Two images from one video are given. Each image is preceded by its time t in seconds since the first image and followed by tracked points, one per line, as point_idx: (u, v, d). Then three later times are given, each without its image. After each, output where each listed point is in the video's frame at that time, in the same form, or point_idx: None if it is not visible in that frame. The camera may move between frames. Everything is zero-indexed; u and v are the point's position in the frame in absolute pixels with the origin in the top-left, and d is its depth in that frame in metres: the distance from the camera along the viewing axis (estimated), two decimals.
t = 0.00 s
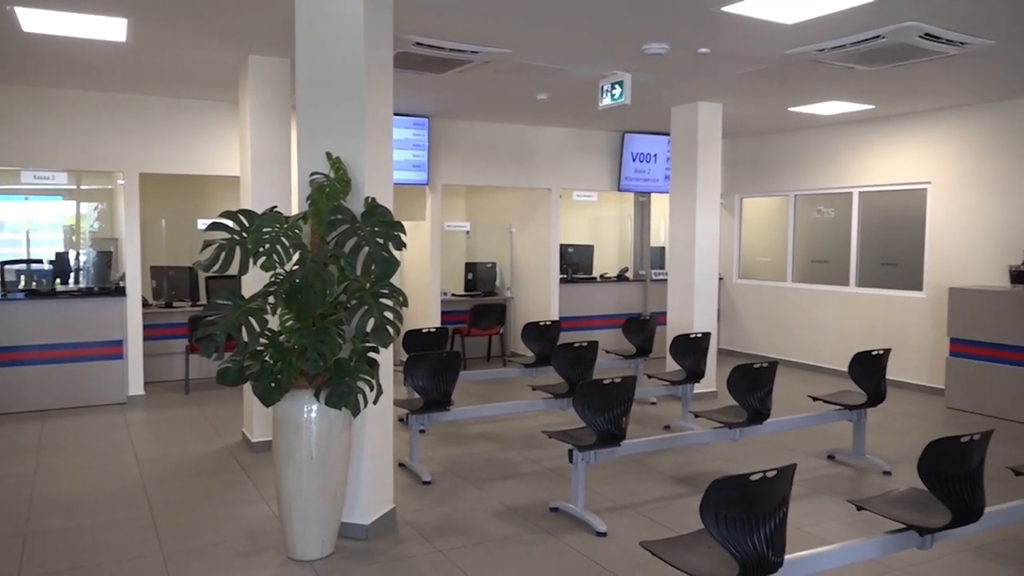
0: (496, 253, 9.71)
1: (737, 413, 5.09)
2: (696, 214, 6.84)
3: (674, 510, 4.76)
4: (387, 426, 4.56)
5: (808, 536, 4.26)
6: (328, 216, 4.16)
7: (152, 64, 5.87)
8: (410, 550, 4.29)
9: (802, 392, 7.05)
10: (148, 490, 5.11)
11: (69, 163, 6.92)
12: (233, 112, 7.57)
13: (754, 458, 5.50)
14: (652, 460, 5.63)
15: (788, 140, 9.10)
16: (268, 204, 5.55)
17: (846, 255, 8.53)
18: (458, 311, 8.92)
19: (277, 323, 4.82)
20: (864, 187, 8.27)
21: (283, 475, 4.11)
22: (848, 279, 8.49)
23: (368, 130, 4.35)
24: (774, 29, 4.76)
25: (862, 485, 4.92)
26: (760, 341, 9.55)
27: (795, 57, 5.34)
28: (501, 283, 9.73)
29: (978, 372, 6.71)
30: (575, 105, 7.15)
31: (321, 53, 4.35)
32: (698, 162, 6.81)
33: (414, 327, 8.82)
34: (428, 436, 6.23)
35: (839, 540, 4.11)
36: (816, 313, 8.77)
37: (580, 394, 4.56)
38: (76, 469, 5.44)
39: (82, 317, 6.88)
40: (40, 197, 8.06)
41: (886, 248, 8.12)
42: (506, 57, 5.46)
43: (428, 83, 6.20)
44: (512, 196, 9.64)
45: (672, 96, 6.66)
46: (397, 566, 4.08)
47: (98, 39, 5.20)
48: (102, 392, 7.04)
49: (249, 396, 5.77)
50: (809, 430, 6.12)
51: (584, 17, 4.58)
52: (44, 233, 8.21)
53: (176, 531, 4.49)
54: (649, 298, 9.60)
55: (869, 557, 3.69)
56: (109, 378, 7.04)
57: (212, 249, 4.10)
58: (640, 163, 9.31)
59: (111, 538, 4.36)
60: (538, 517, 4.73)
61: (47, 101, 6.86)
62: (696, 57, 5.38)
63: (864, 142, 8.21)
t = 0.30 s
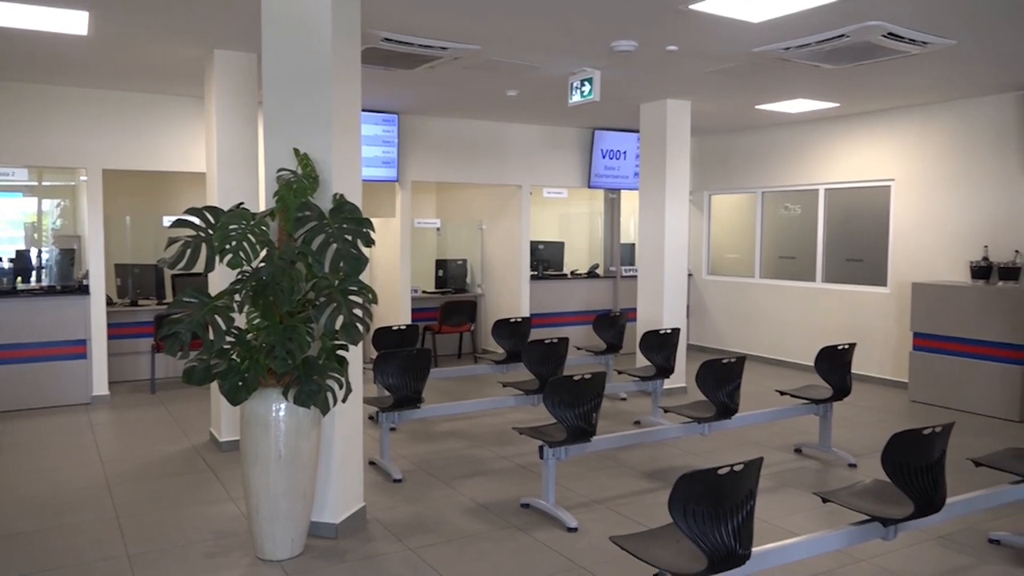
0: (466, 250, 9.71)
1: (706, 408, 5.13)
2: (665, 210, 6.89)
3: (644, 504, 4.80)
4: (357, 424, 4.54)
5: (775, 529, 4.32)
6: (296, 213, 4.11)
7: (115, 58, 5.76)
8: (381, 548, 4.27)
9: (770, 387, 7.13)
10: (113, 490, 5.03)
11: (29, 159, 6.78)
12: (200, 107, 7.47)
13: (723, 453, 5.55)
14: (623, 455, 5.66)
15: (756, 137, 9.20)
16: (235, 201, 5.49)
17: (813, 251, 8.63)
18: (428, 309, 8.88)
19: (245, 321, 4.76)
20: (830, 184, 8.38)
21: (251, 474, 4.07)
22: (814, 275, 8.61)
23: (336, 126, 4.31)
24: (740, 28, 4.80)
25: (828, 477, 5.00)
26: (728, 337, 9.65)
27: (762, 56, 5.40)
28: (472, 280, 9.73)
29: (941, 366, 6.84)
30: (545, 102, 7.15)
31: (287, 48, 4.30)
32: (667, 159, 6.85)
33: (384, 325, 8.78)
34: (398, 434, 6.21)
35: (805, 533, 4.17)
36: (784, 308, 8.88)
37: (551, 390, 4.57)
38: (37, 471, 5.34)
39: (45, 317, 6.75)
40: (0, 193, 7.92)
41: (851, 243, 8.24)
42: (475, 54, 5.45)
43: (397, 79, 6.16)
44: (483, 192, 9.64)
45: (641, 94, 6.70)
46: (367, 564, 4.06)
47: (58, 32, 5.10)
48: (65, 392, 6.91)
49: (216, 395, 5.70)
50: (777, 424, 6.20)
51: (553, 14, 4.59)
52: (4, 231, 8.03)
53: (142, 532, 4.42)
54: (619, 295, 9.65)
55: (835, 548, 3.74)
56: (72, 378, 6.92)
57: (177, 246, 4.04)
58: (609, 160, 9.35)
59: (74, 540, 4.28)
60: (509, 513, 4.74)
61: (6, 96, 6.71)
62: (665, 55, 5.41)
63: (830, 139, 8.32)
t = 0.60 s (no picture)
0: (441, 248, 9.71)
1: (680, 403, 5.16)
2: (639, 207, 6.92)
3: (619, 500, 4.82)
4: (331, 424, 4.51)
5: (749, 522, 4.36)
6: (268, 211, 4.06)
7: (80, 55, 5.67)
8: (356, 548, 4.25)
9: (743, 381, 7.20)
10: (82, 493, 4.96)
11: None
12: (169, 104, 7.38)
13: (697, 447, 5.60)
14: (599, 451, 5.68)
15: (728, 134, 9.27)
16: (206, 200, 5.43)
17: (784, 246, 8.72)
18: (403, 307, 8.85)
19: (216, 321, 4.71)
20: (801, 180, 8.47)
21: (224, 475, 4.03)
22: (786, 270, 8.70)
23: (307, 124, 4.28)
24: (710, 25, 4.83)
25: (800, 470, 5.05)
26: (702, 332, 9.72)
27: (733, 53, 5.44)
28: (447, 277, 9.71)
29: (911, 359, 6.94)
30: (518, 99, 7.14)
31: (257, 45, 4.26)
32: (640, 156, 6.88)
33: (359, 323, 8.74)
34: (373, 433, 6.18)
35: (778, 525, 4.22)
36: (757, 303, 8.96)
37: (526, 387, 4.57)
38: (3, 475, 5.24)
39: (11, 318, 6.64)
40: None
41: (822, 239, 8.33)
42: (448, 51, 5.43)
43: (368, 76, 6.12)
44: (457, 189, 9.62)
45: (614, 91, 6.72)
46: (342, 564, 4.04)
47: (21, 29, 5.00)
48: (33, 394, 6.79)
49: (188, 396, 5.64)
50: (750, 418, 6.26)
51: (524, 11, 4.59)
52: None
53: (113, 536, 4.36)
54: (594, 292, 9.68)
55: (807, 540, 3.78)
56: (39, 380, 6.80)
57: (146, 245, 3.98)
58: (583, 157, 9.36)
59: (42, 545, 4.21)
60: (485, 511, 4.74)
61: None
62: (637, 52, 5.43)
63: (801, 136, 8.40)
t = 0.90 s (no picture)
0: (419, 247, 9.69)
1: (657, 402, 5.19)
2: (617, 206, 6.94)
3: (597, 498, 4.84)
4: (308, 425, 4.48)
5: (725, 519, 4.39)
6: (242, 211, 4.03)
7: (50, 52, 5.59)
8: (334, 549, 4.23)
9: (720, 380, 7.25)
10: (54, 497, 4.89)
11: None
12: (143, 103, 7.30)
13: (674, 445, 5.63)
14: (577, 450, 5.69)
15: (705, 134, 9.33)
16: (180, 199, 5.39)
17: (760, 245, 8.79)
18: (381, 307, 8.81)
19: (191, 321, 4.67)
20: (776, 179, 8.54)
21: (199, 477, 3.99)
22: (762, 269, 8.77)
23: (283, 123, 4.25)
24: (686, 25, 4.86)
25: (776, 467, 5.10)
26: (679, 331, 9.78)
27: (709, 53, 5.47)
28: (426, 277, 9.69)
29: (885, 356, 7.02)
30: (495, 98, 7.13)
31: (232, 43, 4.22)
32: (617, 155, 6.90)
33: (337, 323, 8.70)
34: (351, 434, 6.16)
35: (754, 522, 4.25)
36: (733, 302, 9.03)
37: (504, 386, 4.57)
38: None
39: None
40: None
41: (797, 238, 8.41)
42: (424, 50, 5.42)
43: (344, 74, 6.09)
44: (434, 188, 9.59)
45: (592, 90, 6.73)
46: (319, 566, 4.02)
47: None
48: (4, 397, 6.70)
49: (163, 397, 5.58)
50: (727, 416, 6.30)
51: (500, 10, 4.58)
52: None
53: (86, 540, 4.31)
54: (573, 291, 9.70)
55: (782, 537, 3.82)
56: (11, 382, 6.71)
57: (119, 246, 3.94)
58: (561, 156, 9.37)
59: (13, 550, 4.15)
60: (463, 511, 4.73)
61: None
62: (614, 52, 5.45)
63: (776, 136, 8.47)
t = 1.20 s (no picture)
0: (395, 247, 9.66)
1: (633, 400, 5.21)
2: (592, 206, 6.97)
3: (574, 497, 4.85)
4: (282, 426, 4.44)
5: (700, 516, 4.42)
6: (215, 210, 3.99)
7: (16, 49, 5.50)
8: (309, 551, 4.20)
9: (695, 378, 7.30)
10: (23, 502, 4.82)
11: None
12: (113, 101, 7.22)
13: (650, 444, 5.66)
14: (553, 449, 5.71)
15: (680, 134, 9.38)
16: (152, 199, 5.33)
17: (735, 245, 8.86)
18: (357, 307, 8.77)
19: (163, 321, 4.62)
20: (750, 179, 8.62)
21: (172, 480, 3.94)
22: (737, 268, 8.84)
23: (256, 122, 4.21)
24: (661, 26, 4.88)
25: (750, 465, 5.14)
26: (655, 330, 9.83)
27: (683, 54, 5.51)
28: (402, 277, 9.67)
29: (858, 354, 7.10)
30: (471, 97, 7.12)
31: (204, 42, 4.18)
32: (592, 155, 6.92)
33: (312, 324, 8.65)
34: (326, 435, 6.12)
35: (728, 519, 4.29)
36: (709, 301, 9.10)
37: (480, 386, 4.57)
38: None
39: None
40: None
41: (771, 238, 8.49)
42: (399, 49, 5.40)
43: (318, 73, 6.05)
44: (411, 188, 9.57)
45: (567, 91, 6.75)
46: (294, 568, 3.99)
47: None
48: None
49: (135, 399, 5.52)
50: (702, 415, 6.34)
51: (474, 10, 4.58)
52: None
53: (56, 545, 4.24)
54: (549, 290, 9.71)
55: (756, 533, 3.85)
56: None
57: (89, 246, 3.88)
58: (537, 156, 9.38)
59: None
60: (440, 511, 4.72)
61: None
62: (589, 52, 5.47)
63: (749, 136, 8.55)
